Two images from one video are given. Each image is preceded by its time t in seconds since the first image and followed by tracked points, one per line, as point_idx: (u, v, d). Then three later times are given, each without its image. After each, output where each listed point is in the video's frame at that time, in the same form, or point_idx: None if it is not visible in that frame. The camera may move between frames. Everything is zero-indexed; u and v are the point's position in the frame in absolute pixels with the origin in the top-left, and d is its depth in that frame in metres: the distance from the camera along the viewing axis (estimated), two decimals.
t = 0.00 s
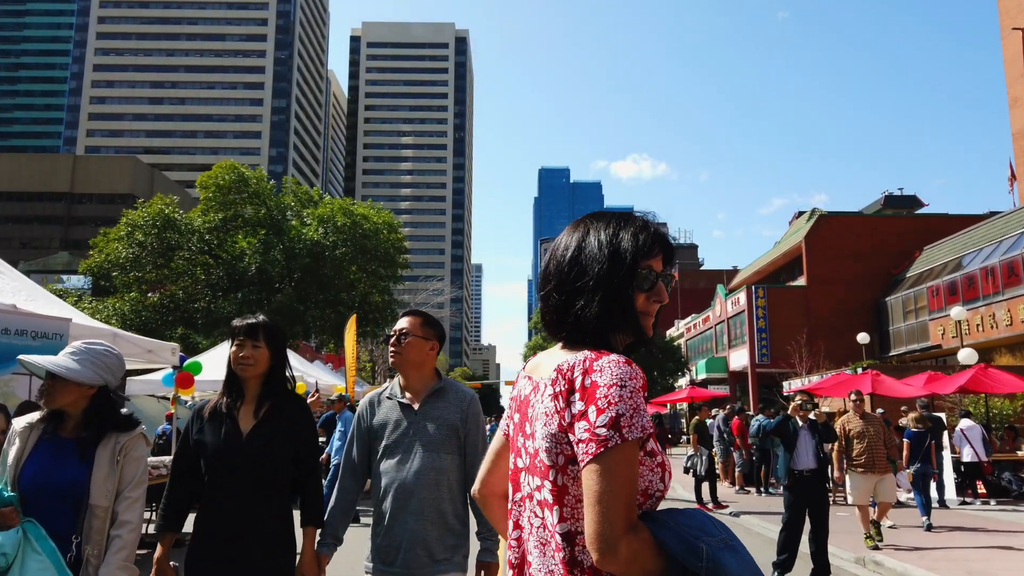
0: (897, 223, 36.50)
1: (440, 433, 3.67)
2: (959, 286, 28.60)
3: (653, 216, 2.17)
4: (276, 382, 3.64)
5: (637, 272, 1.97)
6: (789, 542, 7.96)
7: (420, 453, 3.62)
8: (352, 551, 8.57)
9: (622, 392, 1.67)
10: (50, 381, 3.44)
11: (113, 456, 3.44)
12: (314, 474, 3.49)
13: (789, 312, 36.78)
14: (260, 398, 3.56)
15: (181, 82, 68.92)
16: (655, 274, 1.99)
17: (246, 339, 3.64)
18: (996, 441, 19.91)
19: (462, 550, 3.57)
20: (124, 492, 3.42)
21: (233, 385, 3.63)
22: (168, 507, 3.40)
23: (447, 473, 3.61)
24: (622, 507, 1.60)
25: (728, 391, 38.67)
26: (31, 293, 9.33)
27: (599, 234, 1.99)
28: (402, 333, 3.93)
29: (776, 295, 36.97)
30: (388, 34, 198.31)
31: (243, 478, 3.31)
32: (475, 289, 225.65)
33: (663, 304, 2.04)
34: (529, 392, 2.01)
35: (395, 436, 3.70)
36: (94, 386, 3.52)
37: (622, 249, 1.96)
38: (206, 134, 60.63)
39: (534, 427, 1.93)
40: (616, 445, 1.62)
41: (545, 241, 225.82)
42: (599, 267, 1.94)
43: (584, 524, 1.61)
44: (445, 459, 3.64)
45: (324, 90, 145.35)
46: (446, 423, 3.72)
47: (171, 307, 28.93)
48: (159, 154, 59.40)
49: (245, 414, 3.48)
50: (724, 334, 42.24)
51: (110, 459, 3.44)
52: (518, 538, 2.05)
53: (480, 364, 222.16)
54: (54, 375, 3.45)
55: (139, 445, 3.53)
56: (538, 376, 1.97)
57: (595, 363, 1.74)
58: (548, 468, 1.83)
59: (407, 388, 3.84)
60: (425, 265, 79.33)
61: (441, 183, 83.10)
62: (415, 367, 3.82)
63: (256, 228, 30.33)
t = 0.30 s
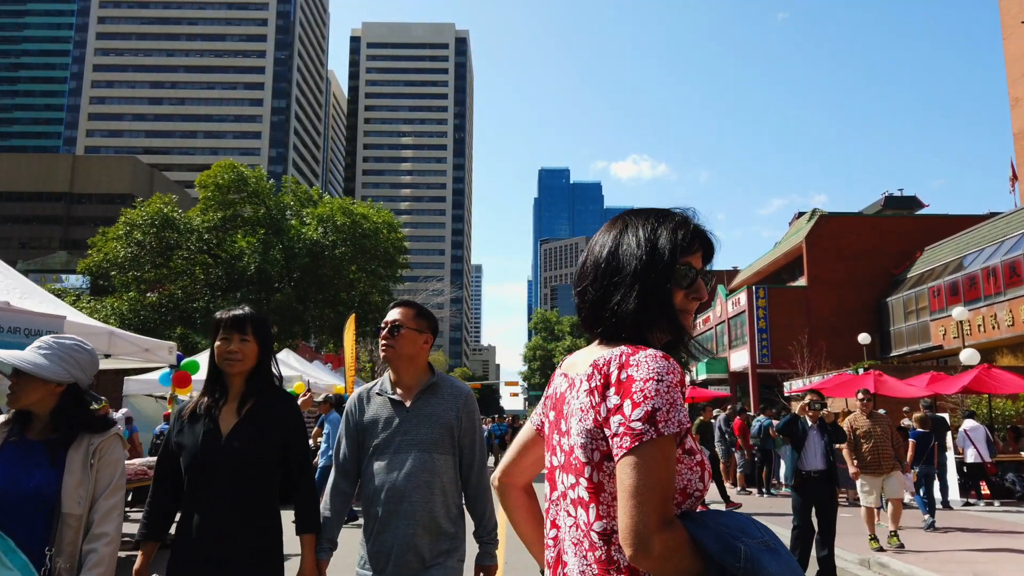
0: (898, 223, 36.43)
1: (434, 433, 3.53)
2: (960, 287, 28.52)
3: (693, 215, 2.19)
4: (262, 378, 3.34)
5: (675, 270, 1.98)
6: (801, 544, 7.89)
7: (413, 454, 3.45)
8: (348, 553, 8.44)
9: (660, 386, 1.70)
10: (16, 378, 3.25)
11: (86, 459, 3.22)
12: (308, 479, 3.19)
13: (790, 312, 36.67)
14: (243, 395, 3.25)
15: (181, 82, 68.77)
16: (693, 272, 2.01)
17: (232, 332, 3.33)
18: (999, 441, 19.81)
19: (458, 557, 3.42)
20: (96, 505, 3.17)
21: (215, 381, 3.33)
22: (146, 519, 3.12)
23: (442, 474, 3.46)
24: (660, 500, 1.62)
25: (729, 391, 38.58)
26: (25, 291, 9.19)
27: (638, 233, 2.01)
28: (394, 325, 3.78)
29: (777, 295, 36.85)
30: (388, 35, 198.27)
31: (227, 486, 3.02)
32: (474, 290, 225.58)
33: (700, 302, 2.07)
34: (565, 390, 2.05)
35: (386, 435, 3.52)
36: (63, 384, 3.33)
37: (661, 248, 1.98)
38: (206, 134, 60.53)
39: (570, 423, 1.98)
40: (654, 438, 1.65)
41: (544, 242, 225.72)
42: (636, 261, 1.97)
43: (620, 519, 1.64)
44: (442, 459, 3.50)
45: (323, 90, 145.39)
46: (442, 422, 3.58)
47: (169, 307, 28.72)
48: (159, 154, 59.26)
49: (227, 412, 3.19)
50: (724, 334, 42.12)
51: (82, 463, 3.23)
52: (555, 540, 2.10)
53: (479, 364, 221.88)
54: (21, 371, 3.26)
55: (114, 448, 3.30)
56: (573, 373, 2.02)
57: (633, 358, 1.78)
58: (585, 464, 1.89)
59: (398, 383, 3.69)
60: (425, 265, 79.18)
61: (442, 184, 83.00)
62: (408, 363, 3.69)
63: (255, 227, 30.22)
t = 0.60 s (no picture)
0: (898, 223, 36.27)
1: (434, 439, 3.38)
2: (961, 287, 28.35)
3: (722, 221, 2.23)
4: (249, 379, 3.15)
5: (702, 278, 2.01)
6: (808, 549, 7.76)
7: (408, 462, 3.30)
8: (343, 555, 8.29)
9: (686, 396, 1.71)
10: None
11: (57, 458, 3.05)
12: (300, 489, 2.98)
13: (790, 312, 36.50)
14: (227, 401, 3.05)
15: (181, 81, 68.63)
16: (721, 278, 2.05)
17: (220, 329, 3.15)
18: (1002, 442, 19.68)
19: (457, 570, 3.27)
20: (70, 511, 3.00)
21: (202, 383, 3.17)
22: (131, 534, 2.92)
23: (442, 483, 3.32)
24: (688, 513, 1.61)
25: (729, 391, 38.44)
26: (19, 289, 9.04)
27: (667, 241, 2.06)
28: (392, 322, 3.64)
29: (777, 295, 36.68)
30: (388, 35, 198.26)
31: (206, 498, 2.80)
32: (473, 289, 225.61)
33: (730, 309, 2.11)
34: (593, 400, 2.06)
35: (381, 441, 3.36)
36: (28, 376, 3.16)
37: (687, 258, 2.02)
38: (205, 133, 60.42)
39: (598, 433, 1.99)
40: (681, 450, 1.65)
41: (544, 242, 225.73)
42: (664, 271, 2.01)
43: (646, 532, 1.63)
44: (442, 467, 3.36)
45: (323, 89, 145.45)
46: (443, 425, 3.44)
47: (167, 306, 28.52)
48: (157, 153, 59.10)
49: (212, 417, 3.00)
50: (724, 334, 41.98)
51: (52, 463, 3.04)
52: (579, 548, 2.09)
53: (479, 364, 221.82)
54: None
55: (87, 446, 3.12)
56: (601, 382, 2.03)
57: (660, 367, 1.80)
58: (613, 474, 1.90)
59: (394, 384, 3.53)
60: (424, 265, 79.07)
61: (441, 183, 82.91)
62: (405, 363, 3.55)
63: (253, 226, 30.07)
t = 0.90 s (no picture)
0: (897, 223, 36.14)
1: (437, 450, 3.25)
2: (962, 287, 28.22)
3: (742, 227, 2.24)
4: (242, 379, 2.95)
5: (723, 285, 2.03)
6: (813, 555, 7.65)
7: (406, 474, 3.17)
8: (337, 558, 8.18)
9: (711, 402, 1.67)
10: None
11: (20, 467, 2.80)
12: (299, 501, 2.76)
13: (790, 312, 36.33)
14: (216, 405, 2.86)
15: (180, 81, 68.44)
16: (741, 284, 2.07)
17: (207, 325, 2.96)
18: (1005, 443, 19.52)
19: None
20: (50, 522, 2.80)
21: (189, 384, 2.97)
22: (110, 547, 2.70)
23: (443, 499, 3.19)
24: (712, 521, 1.59)
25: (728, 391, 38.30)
26: (13, 289, 8.91)
27: (685, 247, 2.07)
28: (394, 323, 3.52)
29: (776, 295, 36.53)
30: (387, 36, 197.89)
31: (189, 508, 2.58)
32: (473, 289, 225.63)
33: (751, 313, 2.11)
34: (617, 408, 2.04)
35: (380, 451, 3.22)
36: None
37: (707, 264, 2.04)
38: (205, 133, 60.24)
39: (624, 443, 1.95)
40: (706, 458, 1.62)
41: (543, 242, 225.71)
42: (684, 277, 2.04)
43: (674, 540, 1.60)
44: (445, 480, 3.24)
45: (322, 89, 145.53)
46: (446, 433, 3.32)
47: (165, 306, 28.36)
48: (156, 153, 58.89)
49: (200, 420, 2.81)
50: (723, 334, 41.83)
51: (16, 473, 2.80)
52: (605, 556, 2.05)
53: (478, 364, 221.70)
54: None
55: (59, 449, 2.89)
56: (625, 391, 2.01)
57: (683, 373, 1.76)
58: (639, 481, 1.85)
59: (394, 390, 3.39)
60: (424, 265, 78.89)
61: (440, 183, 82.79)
62: (407, 367, 3.43)
63: (252, 226, 29.92)
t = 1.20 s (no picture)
0: (897, 223, 36.05)
1: (439, 454, 3.14)
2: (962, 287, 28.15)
3: (751, 225, 2.20)
4: (231, 374, 2.84)
5: (733, 282, 1.99)
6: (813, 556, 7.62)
7: (407, 480, 3.06)
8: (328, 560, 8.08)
9: (726, 401, 1.68)
10: None
11: None
12: (289, 505, 2.64)
13: (790, 312, 36.26)
14: (202, 404, 2.75)
15: (179, 80, 68.33)
16: (751, 284, 2.02)
17: (193, 316, 2.85)
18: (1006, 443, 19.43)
19: None
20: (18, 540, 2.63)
21: (176, 379, 2.87)
22: (84, 555, 2.60)
23: (444, 504, 3.09)
24: (732, 515, 1.59)
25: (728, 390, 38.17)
26: (7, 288, 8.79)
27: (695, 248, 2.03)
28: (399, 314, 3.43)
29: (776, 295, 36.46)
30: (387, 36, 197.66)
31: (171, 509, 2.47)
32: (473, 289, 225.64)
33: (762, 313, 2.07)
34: (635, 413, 2.04)
35: (376, 452, 3.11)
36: None
37: (717, 264, 1.99)
38: (204, 133, 60.08)
39: (640, 448, 1.97)
40: (722, 456, 1.63)
41: (543, 242, 225.72)
42: (693, 279, 1.99)
43: (691, 539, 1.61)
44: (445, 487, 3.13)
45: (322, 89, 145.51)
46: (449, 437, 3.21)
47: (164, 306, 28.25)
48: (155, 152, 58.74)
49: (185, 419, 2.70)
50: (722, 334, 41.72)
51: None
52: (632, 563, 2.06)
53: (478, 364, 221.63)
54: None
55: (23, 463, 2.72)
56: (640, 396, 2.02)
57: (698, 373, 1.77)
58: (657, 483, 1.87)
59: (394, 389, 3.29)
60: (424, 265, 78.78)
61: (440, 183, 82.68)
62: (410, 364, 3.34)
63: (251, 225, 29.81)
